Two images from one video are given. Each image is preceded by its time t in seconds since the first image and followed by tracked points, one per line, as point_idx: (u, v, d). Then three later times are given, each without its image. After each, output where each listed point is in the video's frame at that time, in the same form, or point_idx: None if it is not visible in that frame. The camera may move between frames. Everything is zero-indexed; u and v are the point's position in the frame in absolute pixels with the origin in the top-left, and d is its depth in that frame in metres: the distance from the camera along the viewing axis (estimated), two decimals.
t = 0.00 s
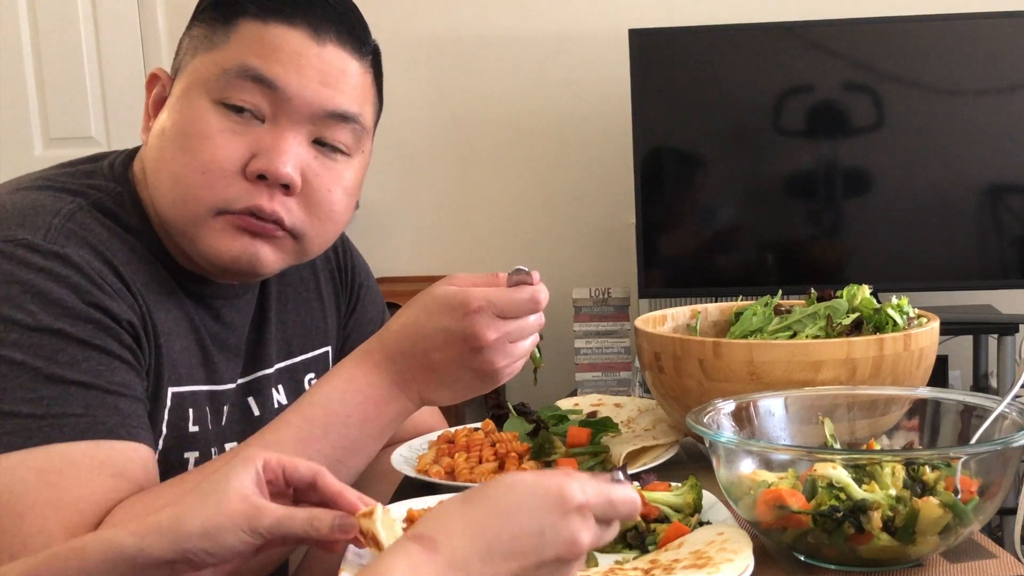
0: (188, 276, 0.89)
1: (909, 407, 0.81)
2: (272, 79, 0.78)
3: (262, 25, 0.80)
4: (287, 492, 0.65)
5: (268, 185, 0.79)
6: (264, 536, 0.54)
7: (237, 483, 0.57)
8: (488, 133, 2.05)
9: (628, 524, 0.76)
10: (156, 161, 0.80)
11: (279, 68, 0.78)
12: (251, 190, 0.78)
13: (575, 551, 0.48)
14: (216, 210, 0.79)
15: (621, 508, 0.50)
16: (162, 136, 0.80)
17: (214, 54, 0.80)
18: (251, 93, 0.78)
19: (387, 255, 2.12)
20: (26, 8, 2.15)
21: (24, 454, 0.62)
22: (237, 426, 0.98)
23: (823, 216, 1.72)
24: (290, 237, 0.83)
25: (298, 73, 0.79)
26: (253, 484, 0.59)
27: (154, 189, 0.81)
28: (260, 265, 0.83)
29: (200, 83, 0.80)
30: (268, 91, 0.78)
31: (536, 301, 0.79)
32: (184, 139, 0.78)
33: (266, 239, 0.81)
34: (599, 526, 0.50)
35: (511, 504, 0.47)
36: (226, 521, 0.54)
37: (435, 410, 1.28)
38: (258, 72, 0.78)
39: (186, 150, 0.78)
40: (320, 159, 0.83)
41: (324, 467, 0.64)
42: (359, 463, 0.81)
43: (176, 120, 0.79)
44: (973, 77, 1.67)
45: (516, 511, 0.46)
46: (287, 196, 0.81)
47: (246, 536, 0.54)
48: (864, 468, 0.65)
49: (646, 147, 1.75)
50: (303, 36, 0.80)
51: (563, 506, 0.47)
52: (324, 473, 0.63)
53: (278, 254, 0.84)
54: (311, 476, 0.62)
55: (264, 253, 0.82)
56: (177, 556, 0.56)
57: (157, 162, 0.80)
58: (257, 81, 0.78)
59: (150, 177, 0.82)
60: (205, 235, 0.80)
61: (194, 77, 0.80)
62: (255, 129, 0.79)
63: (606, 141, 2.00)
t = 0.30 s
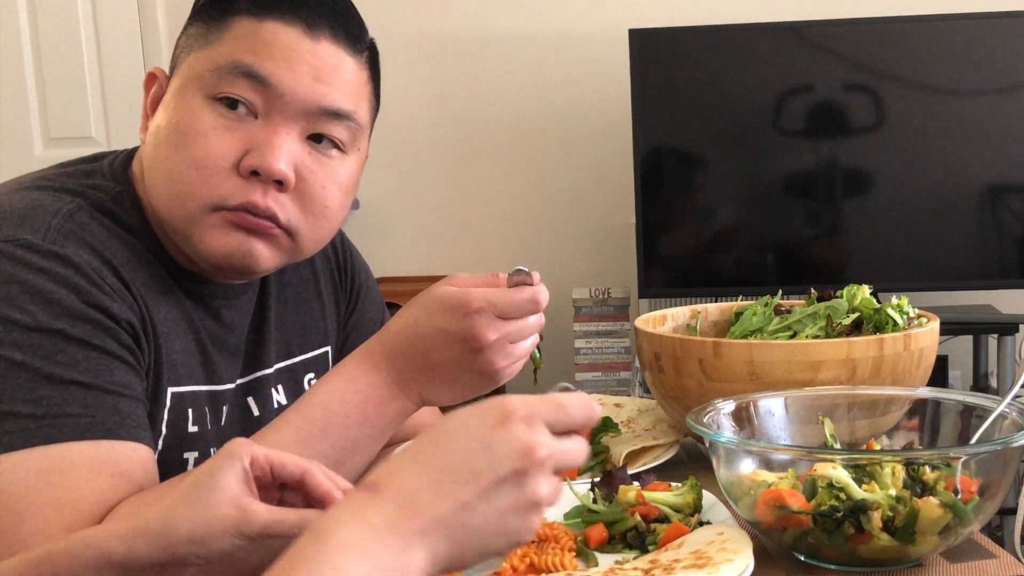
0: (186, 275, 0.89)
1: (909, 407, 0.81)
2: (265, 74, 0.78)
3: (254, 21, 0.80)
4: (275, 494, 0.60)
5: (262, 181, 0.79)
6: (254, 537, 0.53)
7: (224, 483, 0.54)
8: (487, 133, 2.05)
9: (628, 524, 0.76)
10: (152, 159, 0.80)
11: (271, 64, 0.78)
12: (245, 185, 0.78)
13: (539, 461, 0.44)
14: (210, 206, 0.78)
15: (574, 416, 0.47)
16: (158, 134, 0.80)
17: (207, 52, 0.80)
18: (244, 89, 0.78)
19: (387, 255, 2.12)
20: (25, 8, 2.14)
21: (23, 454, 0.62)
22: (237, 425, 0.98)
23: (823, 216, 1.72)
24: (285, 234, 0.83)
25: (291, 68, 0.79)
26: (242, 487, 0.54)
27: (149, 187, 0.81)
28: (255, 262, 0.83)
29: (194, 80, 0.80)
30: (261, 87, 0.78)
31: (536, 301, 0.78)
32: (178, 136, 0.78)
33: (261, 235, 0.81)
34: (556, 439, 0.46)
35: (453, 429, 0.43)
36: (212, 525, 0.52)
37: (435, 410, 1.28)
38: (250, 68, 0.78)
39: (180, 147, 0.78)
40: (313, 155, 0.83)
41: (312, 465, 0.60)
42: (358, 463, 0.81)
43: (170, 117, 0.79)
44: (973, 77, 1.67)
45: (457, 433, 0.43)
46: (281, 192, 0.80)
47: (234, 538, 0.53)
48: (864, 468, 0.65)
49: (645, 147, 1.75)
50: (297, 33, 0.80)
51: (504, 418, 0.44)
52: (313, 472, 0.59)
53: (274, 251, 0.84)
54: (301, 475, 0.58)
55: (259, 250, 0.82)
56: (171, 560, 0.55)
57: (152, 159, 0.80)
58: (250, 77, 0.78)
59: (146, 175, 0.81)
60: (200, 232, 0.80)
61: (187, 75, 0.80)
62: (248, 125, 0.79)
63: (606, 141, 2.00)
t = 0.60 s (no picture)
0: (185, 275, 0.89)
1: (909, 407, 0.81)
2: (264, 74, 0.78)
3: (253, 22, 0.80)
4: (267, 489, 0.59)
5: (262, 181, 0.79)
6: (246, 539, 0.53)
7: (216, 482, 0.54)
8: (487, 133, 2.05)
9: (628, 524, 0.76)
10: (152, 159, 0.80)
11: (270, 65, 0.78)
12: (245, 185, 0.78)
13: (502, 471, 0.42)
14: (210, 206, 0.78)
15: (541, 427, 0.46)
16: (157, 134, 0.80)
17: (207, 51, 0.80)
18: (244, 89, 0.78)
19: (387, 255, 2.12)
20: (26, 8, 2.14)
21: (23, 454, 0.62)
22: (236, 425, 0.98)
23: (823, 216, 1.72)
24: (285, 233, 0.83)
25: (290, 68, 0.79)
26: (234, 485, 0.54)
27: (149, 187, 0.81)
28: (255, 261, 0.83)
29: (193, 80, 0.79)
30: (260, 88, 0.78)
31: (535, 301, 0.78)
32: (177, 136, 0.78)
33: (261, 235, 0.81)
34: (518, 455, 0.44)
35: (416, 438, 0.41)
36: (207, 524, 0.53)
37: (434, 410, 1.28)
38: (249, 68, 0.78)
39: (180, 147, 0.78)
40: (313, 154, 0.83)
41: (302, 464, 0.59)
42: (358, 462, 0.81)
43: (170, 117, 0.79)
44: (973, 77, 1.67)
45: (420, 442, 0.41)
46: (281, 192, 0.80)
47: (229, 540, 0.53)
48: (864, 468, 0.65)
49: (645, 147, 1.75)
50: (296, 32, 0.80)
51: (470, 430, 0.42)
52: (306, 472, 0.58)
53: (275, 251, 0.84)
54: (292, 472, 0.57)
55: (259, 250, 0.82)
56: (162, 560, 0.56)
57: (152, 159, 0.80)
58: (249, 77, 0.78)
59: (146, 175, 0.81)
60: (200, 231, 0.80)
61: (187, 75, 0.80)
62: (248, 125, 0.79)
63: (605, 141, 2.00)
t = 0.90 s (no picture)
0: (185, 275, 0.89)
1: (909, 407, 0.81)
2: (265, 75, 0.78)
3: (253, 21, 0.80)
4: (255, 502, 0.61)
5: (262, 181, 0.79)
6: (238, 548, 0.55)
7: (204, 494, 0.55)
8: (487, 133, 2.05)
9: (628, 524, 0.76)
10: (152, 159, 0.80)
11: (270, 65, 0.78)
12: (245, 185, 0.78)
13: None
14: (210, 206, 0.78)
15: (568, 535, 0.52)
16: (158, 134, 0.80)
17: (208, 51, 0.80)
18: (244, 89, 0.79)
19: (387, 255, 2.12)
20: (26, 9, 2.15)
21: (23, 454, 0.62)
22: (236, 425, 0.98)
23: (823, 216, 1.72)
24: (286, 234, 0.83)
25: (290, 68, 0.79)
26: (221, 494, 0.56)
27: (149, 188, 0.81)
28: (255, 261, 0.83)
29: (194, 80, 0.80)
30: (261, 88, 0.79)
31: (535, 300, 0.79)
32: (178, 136, 0.78)
33: (262, 235, 0.81)
34: (544, 556, 0.53)
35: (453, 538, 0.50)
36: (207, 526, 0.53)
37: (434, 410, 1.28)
38: (250, 68, 0.78)
39: (180, 147, 0.78)
40: (313, 154, 0.83)
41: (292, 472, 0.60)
42: (357, 462, 0.81)
43: (170, 117, 0.79)
44: (973, 77, 1.67)
45: (457, 536, 0.50)
46: (282, 192, 0.80)
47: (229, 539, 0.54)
48: (864, 468, 0.65)
49: (645, 147, 1.75)
50: (296, 33, 0.80)
51: (501, 537, 0.51)
52: (291, 480, 0.59)
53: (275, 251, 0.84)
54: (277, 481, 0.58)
55: (260, 250, 0.82)
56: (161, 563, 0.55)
57: (153, 159, 0.80)
58: (250, 77, 0.78)
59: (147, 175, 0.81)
60: (200, 231, 0.80)
61: (188, 75, 0.81)
62: (249, 126, 0.79)
63: (605, 141, 2.00)
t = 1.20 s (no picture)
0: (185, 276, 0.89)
1: (909, 407, 0.81)
2: (266, 75, 0.78)
3: (254, 21, 0.80)
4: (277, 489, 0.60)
5: (262, 181, 0.79)
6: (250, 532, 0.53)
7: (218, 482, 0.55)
8: (487, 133, 2.05)
9: (628, 524, 0.76)
10: (153, 159, 0.80)
11: (271, 64, 0.78)
12: (245, 186, 0.78)
13: (541, 530, 0.46)
14: (210, 206, 0.78)
15: (593, 480, 0.46)
16: (158, 134, 0.80)
17: (209, 51, 0.80)
18: (245, 89, 0.78)
19: (387, 255, 2.12)
20: (26, 9, 2.15)
21: (23, 454, 0.62)
22: (237, 425, 0.98)
23: (823, 216, 1.72)
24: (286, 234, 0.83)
25: (291, 68, 0.79)
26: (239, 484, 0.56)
27: (149, 188, 0.81)
28: (256, 261, 0.83)
29: (195, 80, 0.80)
30: (261, 88, 0.78)
31: (535, 300, 0.79)
32: (178, 136, 0.78)
33: (262, 235, 0.81)
34: (567, 502, 0.46)
35: (467, 492, 0.43)
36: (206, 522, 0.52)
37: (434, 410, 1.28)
38: (251, 68, 0.78)
39: (181, 147, 0.78)
40: (313, 154, 0.83)
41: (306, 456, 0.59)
42: (358, 462, 0.81)
43: (171, 118, 0.79)
44: (973, 77, 1.67)
45: (473, 496, 0.43)
46: (282, 192, 0.80)
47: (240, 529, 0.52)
48: (864, 468, 0.65)
49: (645, 147, 1.74)
50: (296, 33, 0.80)
51: (521, 489, 0.44)
52: (307, 461, 0.58)
53: (276, 251, 0.84)
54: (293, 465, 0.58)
55: (260, 250, 0.82)
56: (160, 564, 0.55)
57: (154, 159, 0.80)
58: (250, 77, 0.78)
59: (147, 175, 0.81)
60: (200, 231, 0.80)
61: (188, 75, 0.81)
62: (250, 126, 0.79)
63: (605, 141, 2.00)
